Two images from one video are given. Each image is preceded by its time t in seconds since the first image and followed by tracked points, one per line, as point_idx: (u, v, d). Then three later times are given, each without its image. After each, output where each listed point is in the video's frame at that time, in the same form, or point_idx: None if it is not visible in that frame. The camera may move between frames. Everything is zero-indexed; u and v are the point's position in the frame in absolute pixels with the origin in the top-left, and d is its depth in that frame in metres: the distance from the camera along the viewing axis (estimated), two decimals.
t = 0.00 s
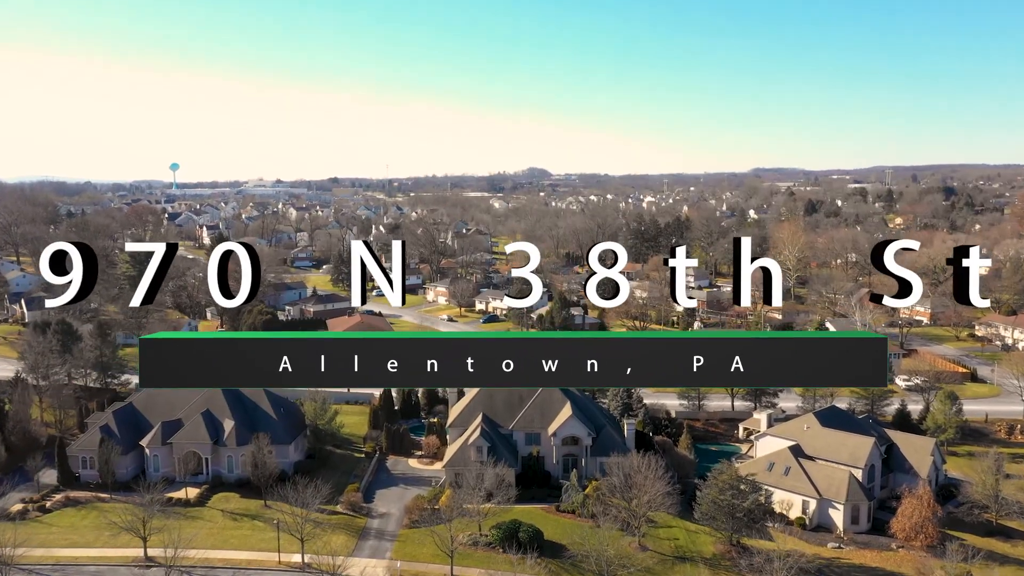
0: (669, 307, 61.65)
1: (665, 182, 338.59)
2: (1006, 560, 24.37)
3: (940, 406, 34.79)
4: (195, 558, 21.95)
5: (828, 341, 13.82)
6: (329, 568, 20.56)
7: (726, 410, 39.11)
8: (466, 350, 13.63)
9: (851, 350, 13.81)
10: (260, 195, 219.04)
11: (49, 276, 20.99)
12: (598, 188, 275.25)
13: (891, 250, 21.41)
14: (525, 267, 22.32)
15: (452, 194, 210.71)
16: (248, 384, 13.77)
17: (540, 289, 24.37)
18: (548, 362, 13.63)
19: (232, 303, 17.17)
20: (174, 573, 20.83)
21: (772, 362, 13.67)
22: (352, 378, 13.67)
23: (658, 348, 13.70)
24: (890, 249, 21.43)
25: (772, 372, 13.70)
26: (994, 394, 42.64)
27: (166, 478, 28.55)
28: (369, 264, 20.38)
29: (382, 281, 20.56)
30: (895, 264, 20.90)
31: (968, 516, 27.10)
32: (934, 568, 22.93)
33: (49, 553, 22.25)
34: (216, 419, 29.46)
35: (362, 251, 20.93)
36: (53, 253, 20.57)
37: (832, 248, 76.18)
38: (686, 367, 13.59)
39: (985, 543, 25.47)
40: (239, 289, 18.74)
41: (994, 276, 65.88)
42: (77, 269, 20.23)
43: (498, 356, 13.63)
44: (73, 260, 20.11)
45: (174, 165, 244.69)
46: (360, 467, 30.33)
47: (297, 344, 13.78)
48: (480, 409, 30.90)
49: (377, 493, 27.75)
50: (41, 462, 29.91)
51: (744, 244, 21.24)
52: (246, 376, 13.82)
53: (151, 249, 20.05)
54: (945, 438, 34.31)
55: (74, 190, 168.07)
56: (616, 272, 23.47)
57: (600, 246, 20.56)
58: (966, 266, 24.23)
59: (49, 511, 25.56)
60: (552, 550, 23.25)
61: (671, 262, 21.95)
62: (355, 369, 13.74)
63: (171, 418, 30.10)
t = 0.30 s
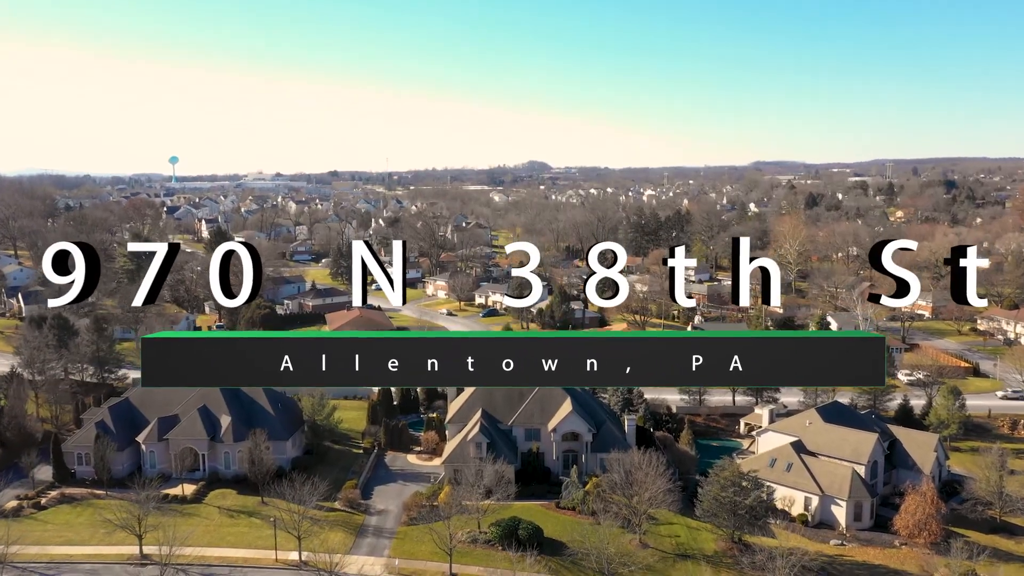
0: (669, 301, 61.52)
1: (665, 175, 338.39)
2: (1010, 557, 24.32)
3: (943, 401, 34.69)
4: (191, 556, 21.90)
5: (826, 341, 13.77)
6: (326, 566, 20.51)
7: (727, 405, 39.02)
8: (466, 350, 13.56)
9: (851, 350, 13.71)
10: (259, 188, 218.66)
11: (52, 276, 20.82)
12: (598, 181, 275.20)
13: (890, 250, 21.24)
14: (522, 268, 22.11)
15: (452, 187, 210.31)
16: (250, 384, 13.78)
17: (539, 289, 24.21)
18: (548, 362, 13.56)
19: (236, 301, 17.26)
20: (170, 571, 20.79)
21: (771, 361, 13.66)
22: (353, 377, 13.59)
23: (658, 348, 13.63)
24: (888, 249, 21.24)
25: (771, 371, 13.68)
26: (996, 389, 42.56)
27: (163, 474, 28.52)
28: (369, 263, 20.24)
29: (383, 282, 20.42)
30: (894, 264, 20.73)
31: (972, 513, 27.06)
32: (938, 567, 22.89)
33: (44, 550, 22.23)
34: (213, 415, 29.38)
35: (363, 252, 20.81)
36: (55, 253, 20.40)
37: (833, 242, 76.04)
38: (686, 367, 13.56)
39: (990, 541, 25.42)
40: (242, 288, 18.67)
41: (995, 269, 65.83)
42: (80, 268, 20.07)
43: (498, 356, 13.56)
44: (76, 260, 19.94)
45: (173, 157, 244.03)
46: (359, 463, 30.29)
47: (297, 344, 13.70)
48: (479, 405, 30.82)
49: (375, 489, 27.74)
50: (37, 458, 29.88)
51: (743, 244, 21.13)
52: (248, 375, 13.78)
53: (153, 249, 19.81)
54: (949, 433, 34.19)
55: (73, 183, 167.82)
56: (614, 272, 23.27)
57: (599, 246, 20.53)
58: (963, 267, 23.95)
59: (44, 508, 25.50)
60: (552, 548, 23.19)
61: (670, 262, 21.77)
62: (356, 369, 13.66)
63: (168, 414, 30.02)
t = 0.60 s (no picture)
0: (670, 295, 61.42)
1: (665, 168, 338.09)
2: (1014, 554, 24.26)
3: (946, 396, 34.61)
4: (186, 554, 21.84)
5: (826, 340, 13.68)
6: (323, 565, 20.47)
7: (729, 400, 38.97)
8: (467, 349, 13.46)
9: (851, 350, 13.63)
10: (259, 182, 218.47)
11: (56, 275, 20.75)
12: (598, 174, 275.03)
13: (887, 250, 21.15)
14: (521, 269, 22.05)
15: (452, 180, 210.23)
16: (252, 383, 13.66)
17: (538, 289, 24.16)
18: (547, 362, 13.45)
19: (235, 301, 17.14)
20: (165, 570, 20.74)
21: (770, 360, 13.57)
22: (353, 377, 13.45)
23: (658, 348, 13.52)
24: (884, 250, 21.19)
25: (771, 370, 13.61)
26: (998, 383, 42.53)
27: (159, 471, 28.48)
28: (371, 262, 20.09)
29: (385, 281, 20.33)
30: (890, 264, 20.68)
31: (976, 509, 26.99)
32: (943, 565, 22.84)
33: (38, 548, 22.18)
34: (209, 411, 29.31)
35: (364, 251, 20.60)
36: (59, 253, 20.34)
37: (834, 235, 75.89)
38: (685, 366, 13.47)
39: (994, 538, 25.39)
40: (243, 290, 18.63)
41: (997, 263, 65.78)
42: (84, 268, 20.05)
43: (499, 354, 13.45)
44: (79, 260, 19.89)
45: (173, 152, 244.17)
46: (357, 459, 30.25)
47: (296, 343, 13.57)
48: (478, 401, 30.74)
49: (374, 486, 27.70)
50: (32, 454, 29.83)
51: (740, 244, 21.10)
52: (246, 374, 13.66)
53: (157, 250, 19.27)
54: (951, 429, 34.09)
55: (71, 176, 167.60)
56: (613, 270, 23.18)
57: (599, 246, 20.46)
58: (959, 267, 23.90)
59: (39, 505, 25.46)
60: (552, 546, 23.12)
61: (669, 262, 21.65)
62: (356, 368, 13.50)
63: (164, 409, 29.95)
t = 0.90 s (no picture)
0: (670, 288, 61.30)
1: (665, 160, 337.70)
2: (1018, 551, 24.21)
3: (950, 391, 34.52)
4: (180, 552, 21.77)
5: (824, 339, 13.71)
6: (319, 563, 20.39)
7: (730, 395, 38.89)
8: (467, 349, 13.46)
9: (850, 351, 13.83)
10: (258, 174, 218.03)
11: (59, 275, 20.68)
12: (598, 166, 274.67)
13: (884, 250, 21.00)
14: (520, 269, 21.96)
15: (451, 173, 209.77)
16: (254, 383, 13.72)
17: (537, 288, 24.09)
18: (547, 361, 13.46)
19: (236, 300, 17.12)
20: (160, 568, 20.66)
21: (768, 359, 13.57)
22: (356, 375, 13.52)
23: (658, 348, 13.49)
24: (882, 249, 21.03)
25: (769, 369, 13.62)
26: (1001, 377, 42.41)
27: (154, 467, 28.41)
28: (372, 261, 19.95)
29: (385, 280, 20.26)
30: (887, 264, 20.53)
31: (981, 506, 26.86)
32: (948, 564, 22.73)
33: (31, 546, 22.13)
34: (205, 406, 29.22)
35: (365, 250, 20.17)
36: (62, 253, 20.30)
37: (835, 228, 75.72)
38: (684, 365, 13.46)
39: (999, 535, 25.33)
40: (244, 291, 18.61)
41: (1000, 255, 65.64)
42: (86, 268, 20.04)
43: (498, 354, 13.46)
44: (82, 260, 19.87)
45: (172, 144, 243.71)
46: (354, 454, 30.19)
47: (296, 342, 13.62)
48: (477, 397, 30.64)
49: (371, 482, 27.63)
50: (26, 450, 29.78)
51: (738, 245, 21.10)
52: (247, 373, 13.73)
53: (159, 249, 19.38)
54: (955, 424, 34.00)
55: (70, 169, 167.51)
56: (611, 269, 23.04)
57: (598, 245, 20.36)
58: (956, 266, 23.77)
59: (33, 501, 25.37)
60: (552, 543, 23.06)
61: (667, 261, 21.52)
62: (358, 366, 13.59)
63: (160, 405, 29.90)
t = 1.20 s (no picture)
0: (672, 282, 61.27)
1: (665, 153, 337.16)
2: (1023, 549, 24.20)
3: (954, 386, 34.44)
4: (175, 551, 21.71)
5: (815, 339, 14.68)
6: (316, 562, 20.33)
7: (731, 390, 38.86)
8: (467, 349, 14.56)
9: (849, 350, 14.86)
10: (256, 167, 217.56)
11: (61, 274, 20.63)
12: (598, 159, 274.37)
13: (881, 250, 20.93)
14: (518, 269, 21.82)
15: (451, 165, 209.29)
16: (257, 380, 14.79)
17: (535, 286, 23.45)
18: (546, 360, 14.55)
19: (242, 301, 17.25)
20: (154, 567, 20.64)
21: (764, 357, 14.53)
22: (355, 374, 14.61)
23: (658, 348, 14.44)
24: (879, 249, 20.96)
25: (767, 367, 14.57)
26: (1004, 372, 42.34)
27: (149, 464, 28.33)
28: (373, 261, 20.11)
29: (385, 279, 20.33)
30: (885, 264, 20.42)
31: (985, 504, 26.74)
32: (953, 563, 22.68)
33: (25, 544, 22.07)
34: (201, 403, 29.12)
35: (367, 251, 20.41)
36: (63, 253, 20.26)
37: (836, 221, 75.59)
38: (683, 365, 14.39)
39: (1003, 532, 25.33)
40: (246, 291, 18.65)
41: (1001, 249, 65.57)
42: (88, 268, 20.05)
43: (499, 355, 14.50)
44: (84, 259, 19.89)
45: (171, 138, 243.39)
46: (352, 451, 30.12)
47: (300, 343, 14.68)
48: (476, 393, 30.53)
49: (370, 479, 27.59)
50: (21, 446, 29.75)
51: (737, 244, 20.90)
52: (254, 372, 14.80)
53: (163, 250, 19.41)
54: (959, 419, 33.95)
55: (68, 162, 167.02)
56: (610, 269, 23.03)
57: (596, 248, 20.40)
58: (954, 266, 23.70)
59: (26, 499, 25.30)
60: (552, 542, 23.01)
61: (666, 262, 21.44)
62: (358, 365, 14.65)
63: (155, 400, 29.83)
